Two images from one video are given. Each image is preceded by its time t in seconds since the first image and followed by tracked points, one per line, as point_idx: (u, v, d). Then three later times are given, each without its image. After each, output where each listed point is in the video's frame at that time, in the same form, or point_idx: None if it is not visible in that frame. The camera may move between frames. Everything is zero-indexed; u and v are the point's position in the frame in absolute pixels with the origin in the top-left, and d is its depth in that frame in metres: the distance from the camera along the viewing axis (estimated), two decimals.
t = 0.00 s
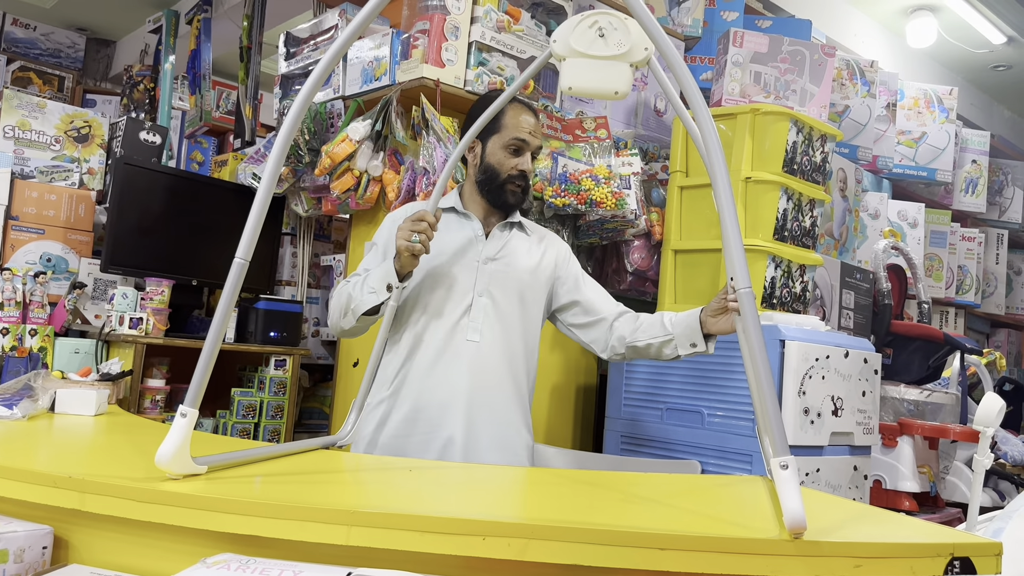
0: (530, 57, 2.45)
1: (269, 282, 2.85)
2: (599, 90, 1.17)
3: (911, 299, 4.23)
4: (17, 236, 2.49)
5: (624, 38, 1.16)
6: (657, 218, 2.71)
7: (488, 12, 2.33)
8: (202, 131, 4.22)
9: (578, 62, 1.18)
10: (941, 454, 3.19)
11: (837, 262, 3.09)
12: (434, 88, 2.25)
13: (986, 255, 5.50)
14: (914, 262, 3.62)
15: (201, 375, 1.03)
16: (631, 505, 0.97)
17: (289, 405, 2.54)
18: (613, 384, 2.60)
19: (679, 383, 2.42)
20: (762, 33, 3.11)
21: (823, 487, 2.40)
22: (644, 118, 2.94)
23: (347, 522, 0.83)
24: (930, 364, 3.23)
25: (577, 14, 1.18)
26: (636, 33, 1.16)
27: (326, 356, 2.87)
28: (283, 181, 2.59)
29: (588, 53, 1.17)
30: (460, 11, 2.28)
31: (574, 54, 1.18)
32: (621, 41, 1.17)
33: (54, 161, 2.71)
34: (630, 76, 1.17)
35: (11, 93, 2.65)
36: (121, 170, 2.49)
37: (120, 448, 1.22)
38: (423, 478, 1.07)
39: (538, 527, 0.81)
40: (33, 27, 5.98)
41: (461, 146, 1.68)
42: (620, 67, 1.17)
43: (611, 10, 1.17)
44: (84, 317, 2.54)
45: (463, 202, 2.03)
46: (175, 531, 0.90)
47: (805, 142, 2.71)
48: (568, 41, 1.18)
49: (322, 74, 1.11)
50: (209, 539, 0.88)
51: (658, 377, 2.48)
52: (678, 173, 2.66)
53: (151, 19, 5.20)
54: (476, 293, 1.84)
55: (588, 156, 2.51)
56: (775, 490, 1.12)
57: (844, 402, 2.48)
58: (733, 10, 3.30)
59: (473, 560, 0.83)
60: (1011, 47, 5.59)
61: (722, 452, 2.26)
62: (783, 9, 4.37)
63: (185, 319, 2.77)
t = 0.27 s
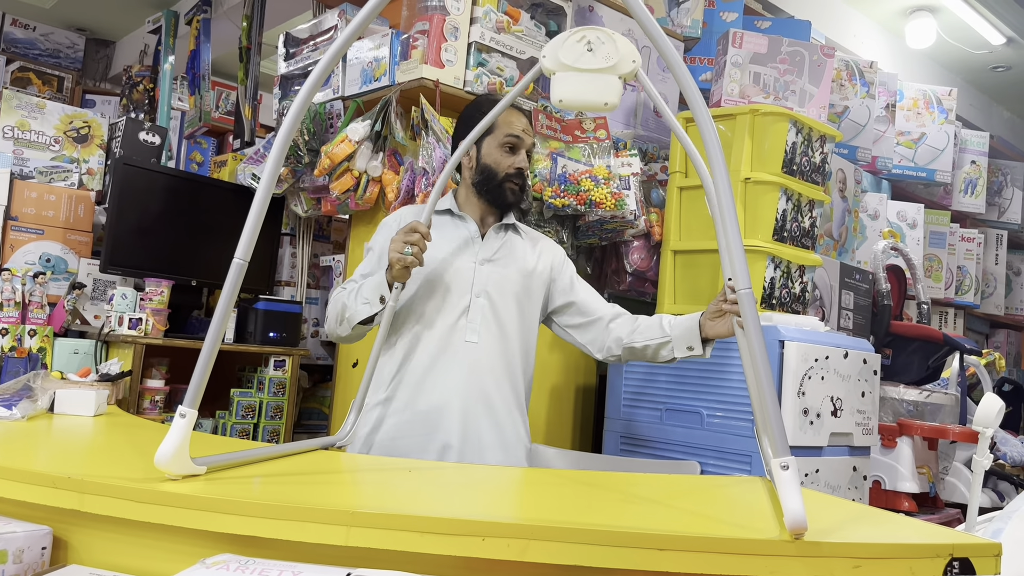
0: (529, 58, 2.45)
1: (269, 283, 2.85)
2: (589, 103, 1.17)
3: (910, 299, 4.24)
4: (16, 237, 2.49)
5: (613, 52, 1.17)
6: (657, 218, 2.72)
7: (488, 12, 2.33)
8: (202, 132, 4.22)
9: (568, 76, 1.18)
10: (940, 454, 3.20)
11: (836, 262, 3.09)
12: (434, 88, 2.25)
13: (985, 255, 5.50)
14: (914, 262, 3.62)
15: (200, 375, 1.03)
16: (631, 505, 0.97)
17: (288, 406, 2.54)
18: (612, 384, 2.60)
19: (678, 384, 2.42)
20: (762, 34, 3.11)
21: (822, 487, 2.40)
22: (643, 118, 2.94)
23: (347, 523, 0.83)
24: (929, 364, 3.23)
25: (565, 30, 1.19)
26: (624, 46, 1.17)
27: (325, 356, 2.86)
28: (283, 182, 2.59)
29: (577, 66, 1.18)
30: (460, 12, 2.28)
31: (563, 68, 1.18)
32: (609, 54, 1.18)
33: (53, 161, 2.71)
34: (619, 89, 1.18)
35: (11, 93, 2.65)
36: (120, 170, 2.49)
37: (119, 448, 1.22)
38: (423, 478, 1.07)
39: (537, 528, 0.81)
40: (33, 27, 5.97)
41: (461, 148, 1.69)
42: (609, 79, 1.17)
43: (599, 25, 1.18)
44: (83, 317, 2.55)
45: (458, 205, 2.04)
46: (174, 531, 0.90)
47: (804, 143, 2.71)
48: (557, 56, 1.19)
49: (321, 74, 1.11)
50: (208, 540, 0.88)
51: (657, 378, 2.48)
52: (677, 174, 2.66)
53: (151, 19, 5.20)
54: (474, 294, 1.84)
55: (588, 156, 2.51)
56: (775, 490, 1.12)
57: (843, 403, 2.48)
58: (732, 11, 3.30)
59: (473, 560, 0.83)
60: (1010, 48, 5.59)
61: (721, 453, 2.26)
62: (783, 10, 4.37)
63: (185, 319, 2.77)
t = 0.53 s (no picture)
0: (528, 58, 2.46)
1: (268, 283, 2.85)
2: (580, 101, 1.19)
3: (909, 300, 4.24)
4: (15, 237, 2.49)
5: (604, 48, 1.18)
6: (656, 219, 2.71)
7: (487, 13, 2.33)
8: (201, 132, 4.22)
9: (559, 74, 1.19)
10: (939, 455, 3.19)
11: (834, 263, 3.09)
12: (433, 89, 2.25)
13: (984, 256, 5.51)
14: (913, 262, 3.62)
15: (198, 376, 1.03)
16: (630, 506, 0.97)
17: (287, 407, 2.54)
18: (611, 385, 2.60)
19: (677, 384, 2.42)
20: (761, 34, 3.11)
21: (821, 488, 2.41)
22: (642, 119, 2.94)
23: (346, 523, 0.83)
24: (928, 365, 3.23)
25: (555, 28, 1.21)
26: (615, 44, 1.18)
27: (325, 356, 2.86)
28: (282, 182, 2.60)
29: (567, 64, 1.19)
30: (459, 12, 2.28)
31: (554, 67, 1.20)
32: (600, 51, 1.19)
33: (52, 161, 2.71)
34: (611, 86, 1.19)
35: (9, 93, 2.64)
36: (118, 171, 2.49)
37: (118, 449, 1.22)
38: (422, 479, 1.07)
39: (537, 528, 0.81)
40: (31, 27, 5.96)
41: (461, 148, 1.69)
42: (600, 77, 1.18)
43: (589, 22, 1.19)
44: (82, 317, 2.54)
45: (484, 207, 2.06)
46: (173, 532, 0.90)
47: (803, 143, 2.71)
48: (548, 54, 1.20)
49: (321, 75, 1.11)
50: (207, 540, 0.88)
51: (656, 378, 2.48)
52: (676, 175, 2.66)
53: (150, 20, 5.19)
54: (495, 295, 1.84)
55: (587, 157, 2.51)
56: (774, 491, 1.12)
57: (842, 404, 2.48)
58: (732, 12, 3.31)
59: (473, 561, 0.82)
60: (1008, 48, 5.59)
61: (720, 453, 2.26)
62: (782, 10, 4.37)
63: (184, 320, 2.77)
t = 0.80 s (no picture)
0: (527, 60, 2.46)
1: (266, 284, 2.84)
2: (583, 103, 1.19)
3: (907, 301, 4.25)
4: (14, 238, 2.48)
5: (607, 53, 1.19)
6: (655, 220, 2.70)
7: (486, 14, 2.33)
8: (199, 133, 4.21)
9: (562, 76, 1.20)
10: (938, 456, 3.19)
11: (833, 264, 3.09)
12: (432, 90, 2.25)
13: (983, 257, 5.51)
14: (911, 263, 3.63)
15: (196, 378, 1.03)
16: (629, 507, 0.97)
17: (286, 408, 2.53)
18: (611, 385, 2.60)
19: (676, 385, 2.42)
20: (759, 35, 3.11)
21: (820, 489, 2.41)
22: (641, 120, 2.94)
23: (345, 525, 0.83)
24: (926, 366, 3.23)
25: (559, 32, 1.22)
26: (617, 49, 1.19)
27: (324, 358, 2.86)
28: (281, 184, 2.59)
29: (571, 67, 1.19)
30: (458, 13, 2.28)
31: (557, 69, 1.20)
32: (603, 56, 1.20)
33: (51, 162, 2.70)
34: (613, 89, 1.19)
35: (7, 94, 2.64)
36: (117, 172, 2.48)
37: (117, 450, 1.22)
38: (420, 480, 1.07)
39: (536, 529, 0.81)
40: (30, 28, 5.96)
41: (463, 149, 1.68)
42: (602, 80, 1.19)
43: (593, 27, 1.21)
44: (81, 318, 2.55)
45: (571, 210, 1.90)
46: (171, 533, 0.90)
47: (802, 144, 2.71)
48: (550, 56, 1.21)
49: (319, 76, 1.11)
50: (205, 542, 0.88)
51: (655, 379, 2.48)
52: (675, 175, 2.66)
53: (148, 21, 5.19)
54: (569, 297, 1.72)
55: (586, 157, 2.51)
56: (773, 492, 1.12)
57: (841, 404, 2.49)
58: (730, 13, 3.32)
59: (471, 563, 0.82)
60: (1007, 49, 5.60)
61: (720, 455, 2.26)
62: (780, 11, 4.38)
63: (182, 321, 2.76)
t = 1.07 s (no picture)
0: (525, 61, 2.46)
1: (264, 285, 2.84)
2: (561, 114, 1.22)
3: (905, 302, 4.26)
4: (11, 240, 2.48)
5: (581, 64, 1.22)
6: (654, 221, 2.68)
7: (483, 15, 2.33)
8: (197, 135, 4.16)
9: (537, 89, 1.23)
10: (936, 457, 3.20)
11: (832, 265, 3.09)
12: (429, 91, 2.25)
13: (981, 257, 5.52)
14: (909, 264, 3.63)
15: (193, 379, 1.03)
16: (628, 508, 0.97)
17: (284, 409, 2.53)
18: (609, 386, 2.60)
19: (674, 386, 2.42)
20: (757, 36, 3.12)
21: (818, 489, 2.41)
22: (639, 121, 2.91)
23: (341, 526, 0.82)
24: (924, 367, 3.24)
25: (532, 45, 1.25)
26: (592, 58, 1.22)
27: (321, 359, 2.86)
28: (278, 185, 2.59)
29: (545, 79, 1.23)
30: (456, 14, 2.28)
31: (533, 81, 1.24)
32: (578, 66, 1.23)
33: (48, 164, 2.69)
34: (590, 99, 1.22)
35: (5, 96, 2.63)
36: (115, 173, 2.48)
37: (114, 452, 1.22)
38: (417, 481, 1.07)
39: (533, 530, 0.81)
40: (28, 30, 5.96)
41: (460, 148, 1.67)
42: (578, 90, 1.21)
43: (565, 38, 1.23)
44: (78, 320, 2.57)
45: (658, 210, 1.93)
46: (168, 535, 0.89)
47: (799, 146, 2.72)
48: (525, 70, 1.24)
49: (317, 77, 1.12)
50: (203, 544, 0.88)
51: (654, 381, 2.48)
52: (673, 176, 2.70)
53: (146, 22, 5.19)
54: (643, 304, 1.77)
55: (584, 159, 2.52)
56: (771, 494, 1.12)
57: (839, 405, 2.49)
58: (727, 14, 3.34)
59: (468, 564, 0.82)
60: (1004, 50, 5.61)
61: (718, 456, 2.26)
62: (778, 13, 4.39)
63: (180, 322, 2.76)
